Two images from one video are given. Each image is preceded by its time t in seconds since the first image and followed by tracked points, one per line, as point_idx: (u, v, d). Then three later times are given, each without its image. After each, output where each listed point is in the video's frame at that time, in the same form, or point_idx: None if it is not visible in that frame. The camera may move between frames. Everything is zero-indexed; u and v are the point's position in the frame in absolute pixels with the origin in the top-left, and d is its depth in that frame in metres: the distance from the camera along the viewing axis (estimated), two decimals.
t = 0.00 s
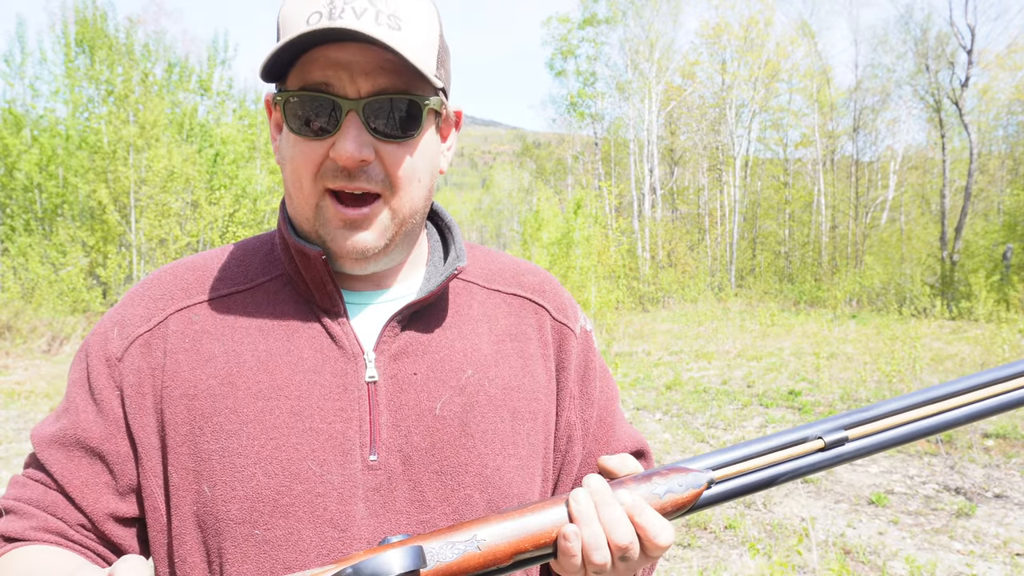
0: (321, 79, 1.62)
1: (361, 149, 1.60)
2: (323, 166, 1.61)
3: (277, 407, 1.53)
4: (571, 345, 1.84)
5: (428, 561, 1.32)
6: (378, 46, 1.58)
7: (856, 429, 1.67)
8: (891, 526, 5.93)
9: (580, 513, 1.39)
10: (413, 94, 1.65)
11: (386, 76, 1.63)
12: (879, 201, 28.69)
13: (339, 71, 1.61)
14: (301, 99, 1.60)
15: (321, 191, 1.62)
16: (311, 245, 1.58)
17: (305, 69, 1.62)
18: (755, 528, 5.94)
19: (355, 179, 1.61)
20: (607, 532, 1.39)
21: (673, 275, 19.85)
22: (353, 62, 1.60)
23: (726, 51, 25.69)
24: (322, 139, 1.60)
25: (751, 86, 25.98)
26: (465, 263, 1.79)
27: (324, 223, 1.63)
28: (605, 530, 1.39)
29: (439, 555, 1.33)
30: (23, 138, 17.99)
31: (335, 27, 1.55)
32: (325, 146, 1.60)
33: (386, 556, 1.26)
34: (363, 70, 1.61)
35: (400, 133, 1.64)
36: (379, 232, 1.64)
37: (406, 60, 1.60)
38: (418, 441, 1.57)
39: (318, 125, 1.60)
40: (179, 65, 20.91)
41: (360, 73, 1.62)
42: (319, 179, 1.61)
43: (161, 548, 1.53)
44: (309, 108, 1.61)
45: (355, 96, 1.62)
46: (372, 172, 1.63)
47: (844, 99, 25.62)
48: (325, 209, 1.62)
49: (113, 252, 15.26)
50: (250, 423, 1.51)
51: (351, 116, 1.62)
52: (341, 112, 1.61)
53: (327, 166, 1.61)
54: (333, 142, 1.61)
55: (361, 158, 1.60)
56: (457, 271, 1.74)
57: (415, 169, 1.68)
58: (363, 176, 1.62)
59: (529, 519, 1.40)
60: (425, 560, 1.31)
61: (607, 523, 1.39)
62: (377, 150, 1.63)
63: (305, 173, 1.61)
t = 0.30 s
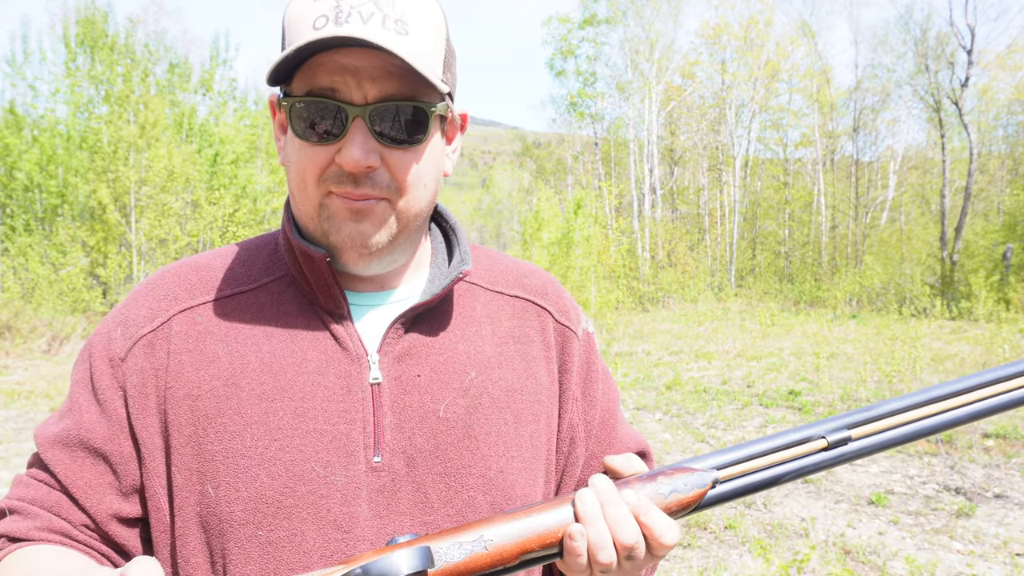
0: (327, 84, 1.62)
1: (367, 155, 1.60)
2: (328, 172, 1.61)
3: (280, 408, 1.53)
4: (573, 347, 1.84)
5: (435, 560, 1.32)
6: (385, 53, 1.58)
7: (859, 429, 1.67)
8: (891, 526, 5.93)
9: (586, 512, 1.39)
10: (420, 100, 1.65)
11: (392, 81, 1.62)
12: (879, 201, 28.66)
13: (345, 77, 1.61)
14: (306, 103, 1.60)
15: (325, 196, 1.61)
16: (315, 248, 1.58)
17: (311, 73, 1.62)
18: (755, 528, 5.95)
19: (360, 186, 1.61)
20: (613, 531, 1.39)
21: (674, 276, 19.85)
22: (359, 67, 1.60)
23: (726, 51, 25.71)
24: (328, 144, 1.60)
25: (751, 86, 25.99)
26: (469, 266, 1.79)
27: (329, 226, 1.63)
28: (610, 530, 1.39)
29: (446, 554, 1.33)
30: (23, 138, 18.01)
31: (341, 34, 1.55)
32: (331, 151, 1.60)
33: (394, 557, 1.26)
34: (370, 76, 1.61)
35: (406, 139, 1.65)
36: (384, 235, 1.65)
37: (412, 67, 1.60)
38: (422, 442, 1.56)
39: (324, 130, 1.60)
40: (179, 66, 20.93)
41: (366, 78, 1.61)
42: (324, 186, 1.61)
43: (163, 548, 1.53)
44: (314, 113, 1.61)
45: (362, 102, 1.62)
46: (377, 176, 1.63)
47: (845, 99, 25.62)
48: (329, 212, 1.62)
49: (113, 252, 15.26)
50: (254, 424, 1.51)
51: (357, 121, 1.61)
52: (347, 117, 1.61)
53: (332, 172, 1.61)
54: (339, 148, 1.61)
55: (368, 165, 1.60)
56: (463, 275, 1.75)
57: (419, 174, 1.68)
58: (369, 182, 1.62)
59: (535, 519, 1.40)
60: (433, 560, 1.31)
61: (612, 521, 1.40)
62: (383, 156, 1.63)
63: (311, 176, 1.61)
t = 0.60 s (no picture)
0: (334, 87, 1.62)
1: (373, 159, 1.61)
2: (334, 174, 1.61)
3: (286, 410, 1.54)
4: (579, 349, 1.85)
5: (442, 558, 1.32)
6: (392, 56, 1.59)
7: (863, 424, 1.67)
8: (891, 526, 5.93)
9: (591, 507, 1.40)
10: (427, 104, 1.66)
11: (399, 86, 1.63)
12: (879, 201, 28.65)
13: (353, 80, 1.61)
14: (314, 106, 1.60)
15: (330, 199, 1.62)
16: (321, 250, 1.59)
17: (318, 75, 1.62)
18: (755, 528, 5.95)
19: (367, 189, 1.62)
20: (619, 528, 1.39)
21: (673, 276, 19.84)
22: (367, 70, 1.61)
23: (726, 51, 25.74)
24: (334, 148, 1.61)
25: (751, 86, 26.03)
26: (477, 270, 1.80)
27: (333, 228, 1.63)
28: (616, 527, 1.40)
29: (453, 552, 1.34)
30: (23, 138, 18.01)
31: (349, 38, 1.55)
32: (338, 154, 1.61)
33: (401, 556, 1.26)
34: (377, 80, 1.62)
35: (412, 143, 1.65)
36: (389, 237, 1.65)
37: (419, 71, 1.61)
38: (427, 445, 1.57)
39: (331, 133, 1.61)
40: (179, 66, 20.95)
41: (374, 82, 1.62)
42: (329, 187, 1.62)
43: (168, 549, 1.53)
44: (321, 115, 1.62)
45: (369, 105, 1.63)
46: (384, 180, 1.64)
47: (844, 99, 25.63)
48: (334, 214, 1.62)
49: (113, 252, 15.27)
50: (260, 426, 1.52)
51: (364, 125, 1.62)
52: (354, 120, 1.62)
53: (338, 176, 1.62)
54: (346, 151, 1.61)
55: (375, 169, 1.61)
56: (471, 279, 1.76)
57: (426, 177, 1.69)
58: (375, 186, 1.63)
59: (541, 516, 1.41)
60: (439, 559, 1.32)
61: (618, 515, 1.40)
62: (390, 159, 1.64)
63: (317, 178, 1.62)
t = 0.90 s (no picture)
0: (337, 90, 1.61)
1: (378, 163, 1.61)
2: (336, 177, 1.62)
3: (289, 413, 1.54)
4: (582, 350, 1.85)
5: (448, 562, 1.33)
6: (396, 58, 1.58)
7: (869, 428, 1.67)
8: (891, 526, 5.93)
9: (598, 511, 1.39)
10: (431, 106, 1.65)
11: (402, 88, 1.62)
12: (879, 201, 28.62)
13: (355, 83, 1.60)
14: (316, 109, 1.60)
15: (333, 202, 1.63)
16: (324, 252, 1.59)
17: (322, 78, 1.62)
18: (755, 528, 5.95)
19: (372, 191, 1.62)
20: (624, 532, 1.39)
21: (674, 276, 19.87)
22: (370, 73, 1.60)
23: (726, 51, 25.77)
24: (337, 151, 1.61)
25: (750, 86, 26.07)
26: (481, 272, 1.80)
27: (336, 233, 1.63)
28: (623, 532, 1.39)
29: (459, 556, 1.33)
30: (23, 138, 18.03)
31: (352, 42, 1.55)
32: (342, 158, 1.61)
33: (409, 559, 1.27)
34: (379, 83, 1.61)
35: (415, 146, 1.64)
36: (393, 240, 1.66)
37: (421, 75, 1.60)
38: (431, 447, 1.57)
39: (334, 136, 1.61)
40: (179, 66, 20.96)
41: (377, 84, 1.61)
42: (333, 190, 1.62)
43: (171, 552, 1.53)
44: (322, 117, 1.61)
45: (372, 109, 1.62)
46: (389, 183, 1.64)
47: (844, 99, 25.59)
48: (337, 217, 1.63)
49: (113, 252, 15.29)
50: (263, 429, 1.51)
51: (368, 128, 1.62)
52: (358, 122, 1.61)
53: (341, 177, 1.62)
54: (350, 155, 1.61)
55: (379, 172, 1.61)
56: (475, 281, 1.76)
57: (431, 178, 1.69)
58: (380, 189, 1.63)
59: (548, 520, 1.40)
60: (447, 561, 1.32)
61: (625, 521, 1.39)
62: (394, 162, 1.64)
63: (320, 180, 1.62)
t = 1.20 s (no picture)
0: (383, 95, 1.60)
1: (425, 163, 1.64)
2: (377, 177, 1.62)
3: (284, 408, 1.53)
4: (576, 344, 1.85)
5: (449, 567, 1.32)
6: (438, 58, 1.59)
7: (868, 400, 1.72)
8: (891, 526, 5.93)
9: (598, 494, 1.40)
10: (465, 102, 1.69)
11: (442, 87, 1.64)
12: (879, 202, 28.59)
13: (401, 86, 1.60)
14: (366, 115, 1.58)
15: (370, 201, 1.64)
16: (319, 247, 1.59)
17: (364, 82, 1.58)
18: (755, 528, 5.95)
19: (416, 191, 1.65)
20: (623, 516, 1.39)
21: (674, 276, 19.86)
22: (415, 75, 1.60)
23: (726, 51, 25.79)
24: (382, 155, 1.60)
25: (750, 86, 26.12)
26: (475, 266, 1.80)
27: (376, 233, 1.65)
28: (619, 515, 1.40)
29: (458, 560, 1.33)
30: (24, 139, 18.05)
31: (400, 45, 1.53)
32: (386, 160, 1.61)
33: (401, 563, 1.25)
34: (424, 84, 1.62)
35: (449, 141, 1.69)
36: (428, 234, 1.70)
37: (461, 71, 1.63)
38: (427, 440, 1.57)
39: (377, 134, 1.60)
40: (179, 66, 20.96)
41: (422, 87, 1.62)
42: (372, 190, 1.63)
43: (169, 548, 1.53)
44: (368, 122, 1.59)
45: (417, 110, 1.63)
46: (427, 183, 1.66)
47: (844, 99, 25.56)
48: (374, 215, 1.64)
49: (113, 252, 15.30)
50: (258, 424, 1.51)
51: (414, 130, 1.62)
52: (404, 125, 1.61)
53: (383, 178, 1.62)
54: (395, 156, 1.62)
55: (425, 171, 1.64)
56: (469, 275, 1.76)
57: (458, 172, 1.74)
58: (423, 189, 1.66)
59: (542, 510, 1.41)
60: (447, 564, 1.32)
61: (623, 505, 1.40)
62: (436, 162, 1.67)
63: (359, 184, 1.62)
